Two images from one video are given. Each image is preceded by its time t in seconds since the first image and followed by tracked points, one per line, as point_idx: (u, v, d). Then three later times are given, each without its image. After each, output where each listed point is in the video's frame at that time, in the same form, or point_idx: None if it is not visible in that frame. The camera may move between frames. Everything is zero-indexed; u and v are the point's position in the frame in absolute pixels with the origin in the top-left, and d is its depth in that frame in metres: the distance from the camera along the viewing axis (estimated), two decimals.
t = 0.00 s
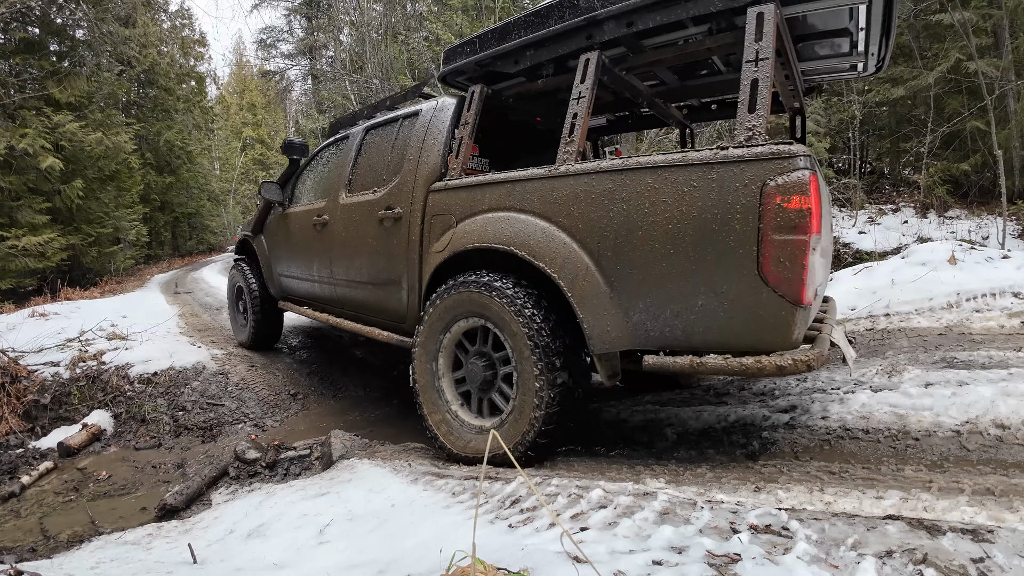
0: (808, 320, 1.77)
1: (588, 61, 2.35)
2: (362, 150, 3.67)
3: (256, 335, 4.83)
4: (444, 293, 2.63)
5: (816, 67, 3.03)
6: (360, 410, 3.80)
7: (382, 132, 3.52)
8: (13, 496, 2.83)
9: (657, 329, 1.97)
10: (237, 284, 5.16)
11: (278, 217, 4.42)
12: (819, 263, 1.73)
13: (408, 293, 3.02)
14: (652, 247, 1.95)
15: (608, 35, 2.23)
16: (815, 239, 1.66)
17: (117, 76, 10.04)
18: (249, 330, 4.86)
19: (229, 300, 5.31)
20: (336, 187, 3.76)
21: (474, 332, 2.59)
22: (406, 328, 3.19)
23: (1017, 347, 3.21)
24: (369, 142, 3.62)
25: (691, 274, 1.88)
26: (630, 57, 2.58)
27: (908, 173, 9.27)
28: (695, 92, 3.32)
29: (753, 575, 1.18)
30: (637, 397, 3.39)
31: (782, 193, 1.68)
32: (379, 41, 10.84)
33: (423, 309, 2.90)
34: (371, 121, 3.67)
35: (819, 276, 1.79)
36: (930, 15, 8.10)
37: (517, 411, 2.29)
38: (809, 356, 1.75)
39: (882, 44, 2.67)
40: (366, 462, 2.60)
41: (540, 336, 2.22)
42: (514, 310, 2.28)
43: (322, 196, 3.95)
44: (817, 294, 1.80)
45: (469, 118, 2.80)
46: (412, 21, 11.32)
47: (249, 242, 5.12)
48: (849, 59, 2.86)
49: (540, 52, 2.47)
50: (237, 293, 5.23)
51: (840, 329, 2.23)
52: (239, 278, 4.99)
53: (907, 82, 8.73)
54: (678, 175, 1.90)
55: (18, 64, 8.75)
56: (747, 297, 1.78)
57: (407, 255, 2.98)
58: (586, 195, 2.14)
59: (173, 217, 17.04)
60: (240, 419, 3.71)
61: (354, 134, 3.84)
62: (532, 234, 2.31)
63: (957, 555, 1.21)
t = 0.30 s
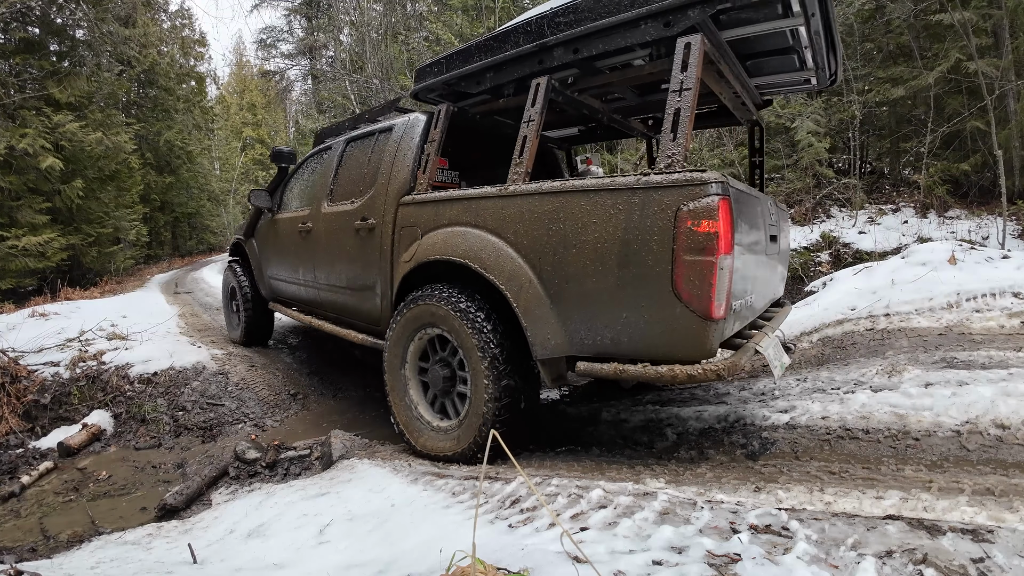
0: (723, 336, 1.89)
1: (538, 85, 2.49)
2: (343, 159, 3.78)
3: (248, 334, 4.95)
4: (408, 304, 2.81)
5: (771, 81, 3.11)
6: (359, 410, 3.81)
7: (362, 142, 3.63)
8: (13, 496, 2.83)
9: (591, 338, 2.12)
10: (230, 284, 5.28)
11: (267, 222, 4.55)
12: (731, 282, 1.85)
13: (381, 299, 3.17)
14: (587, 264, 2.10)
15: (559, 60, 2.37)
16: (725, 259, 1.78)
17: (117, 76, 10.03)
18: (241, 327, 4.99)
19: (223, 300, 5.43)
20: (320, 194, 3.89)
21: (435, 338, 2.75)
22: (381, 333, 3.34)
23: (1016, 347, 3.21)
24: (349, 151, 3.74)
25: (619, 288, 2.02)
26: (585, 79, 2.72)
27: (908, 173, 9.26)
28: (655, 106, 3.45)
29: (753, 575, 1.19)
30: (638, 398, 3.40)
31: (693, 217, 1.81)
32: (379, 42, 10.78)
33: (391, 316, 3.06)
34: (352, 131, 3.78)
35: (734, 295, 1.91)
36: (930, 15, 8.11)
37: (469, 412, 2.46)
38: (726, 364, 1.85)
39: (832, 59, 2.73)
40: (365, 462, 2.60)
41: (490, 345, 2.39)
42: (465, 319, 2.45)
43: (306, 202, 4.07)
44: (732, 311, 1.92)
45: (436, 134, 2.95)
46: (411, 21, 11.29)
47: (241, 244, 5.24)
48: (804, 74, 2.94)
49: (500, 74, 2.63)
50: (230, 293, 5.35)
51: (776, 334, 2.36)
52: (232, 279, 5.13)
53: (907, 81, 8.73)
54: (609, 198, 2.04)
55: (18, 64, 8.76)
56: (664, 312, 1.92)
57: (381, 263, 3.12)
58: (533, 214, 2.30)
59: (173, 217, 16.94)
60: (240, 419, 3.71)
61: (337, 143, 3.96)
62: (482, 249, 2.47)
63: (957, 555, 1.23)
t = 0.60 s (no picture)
0: (657, 347, 2.02)
1: (499, 106, 2.63)
2: (326, 166, 3.85)
3: (239, 332, 5.04)
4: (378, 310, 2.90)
5: (733, 94, 3.07)
6: (358, 410, 3.81)
7: (343, 150, 3.69)
8: (13, 496, 2.83)
9: (545, 347, 2.24)
10: (223, 284, 5.36)
11: (256, 226, 4.64)
12: (661, 299, 1.97)
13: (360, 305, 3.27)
14: (538, 279, 2.22)
15: (518, 82, 2.47)
16: (651, 278, 1.91)
17: (117, 76, 10.03)
18: (235, 325, 5.10)
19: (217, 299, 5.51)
20: (304, 200, 3.97)
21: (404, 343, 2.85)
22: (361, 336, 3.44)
23: (1016, 347, 3.22)
24: (331, 159, 3.81)
25: (566, 302, 2.14)
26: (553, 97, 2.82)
27: (908, 173, 9.26)
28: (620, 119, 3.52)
29: (753, 575, 1.19)
30: (638, 397, 3.40)
31: (625, 239, 1.94)
32: (379, 41, 10.56)
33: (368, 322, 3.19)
34: (334, 138, 3.84)
35: (667, 309, 2.03)
36: (930, 15, 8.14)
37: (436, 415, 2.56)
38: (656, 373, 1.96)
39: (787, 74, 2.71)
40: (365, 462, 2.60)
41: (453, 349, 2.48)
42: (429, 326, 2.55)
43: (292, 207, 4.16)
44: (665, 324, 2.05)
45: (409, 150, 3.08)
46: (412, 21, 11.28)
47: (233, 245, 5.33)
48: (761, 87, 2.92)
49: (466, 93, 2.73)
50: (224, 292, 5.43)
51: (720, 342, 2.45)
52: (225, 279, 5.24)
53: (907, 82, 8.72)
54: (555, 220, 2.17)
55: (18, 64, 8.76)
56: (603, 326, 2.05)
57: (359, 271, 3.21)
58: (490, 230, 2.43)
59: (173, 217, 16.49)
60: (240, 419, 3.71)
61: (321, 149, 4.03)
62: (444, 263, 2.61)
63: (957, 555, 1.25)
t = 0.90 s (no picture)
0: (590, 349, 2.18)
1: (464, 126, 2.74)
2: (312, 172, 3.95)
3: (233, 328, 5.18)
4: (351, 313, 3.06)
5: (688, 114, 3.09)
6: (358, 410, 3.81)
7: (328, 157, 3.79)
8: (13, 496, 2.83)
9: (495, 348, 2.39)
10: (218, 281, 5.48)
11: (248, 227, 4.75)
12: (592, 306, 2.14)
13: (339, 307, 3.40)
14: (490, 285, 2.38)
15: (481, 105, 2.56)
16: (582, 287, 2.08)
17: (117, 76, 10.03)
18: (229, 321, 5.25)
19: (211, 296, 5.63)
20: (291, 204, 4.09)
21: (373, 343, 3.00)
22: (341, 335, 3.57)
23: (1016, 347, 3.22)
24: (317, 165, 3.91)
25: (512, 306, 2.30)
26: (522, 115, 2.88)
27: (908, 173, 9.27)
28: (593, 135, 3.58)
29: (753, 575, 1.19)
30: (638, 398, 3.42)
31: (560, 253, 2.11)
32: (379, 41, 10.64)
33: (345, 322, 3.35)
34: (321, 144, 3.94)
35: (601, 315, 2.19)
36: (930, 15, 8.15)
37: (400, 410, 2.72)
38: (588, 372, 2.16)
39: (739, 98, 2.74)
40: (366, 462, 2.60)
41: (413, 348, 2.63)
42: (391, 328, 2.71)
43: (281, 210, 4.26)
44: (599, 328, 2.20)
45: (386, 162, 3.16)
46: (412, 21, 11.26)
47: (228, 244, 5.45)
48: (714, 108, 2.94)
49: (439, 111, 2.78)
50: (218, 290, 5.55)
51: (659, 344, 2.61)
52: (219, 276, 5.38)
53: (907, 82, 8.71)
54: (505, 233, 2.33)
55: (18, 64, 8.75)
56: (543, 329, 2.21)
57: (339, 274, 3.34)
58: (448, 238, 2.59)
59: (174, 217, 16.52)
60: (240, 419, 3.70)
61: (309, 154, 4.13)
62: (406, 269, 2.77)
63: (957, 555, 1.25)
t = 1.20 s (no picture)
0: (520, 351, 2.38)
1: (419, 142, 2.88)
2: (294, 180, 4.13)
3: (224, 324, 5.36)
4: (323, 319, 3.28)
5: (640, 124, 3.12)
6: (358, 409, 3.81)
7: (308, 166, 3.97)
8: (13, 496, 2.83)
9: (443, 351, 2.57)
10: (211, 280, 5.65)
11: (238, 232, 4.94)
12: (521, 311, 2.33)
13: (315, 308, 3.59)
14: (435, 293, 2.56)
15: (433, 123, 2.69)
16: (509, 294, 2.27)
17: (117, 76, 10.03)
18: (221, 318, 5.43)
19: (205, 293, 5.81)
20: (275, 210, 4.28)
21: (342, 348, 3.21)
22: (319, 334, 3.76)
23: (1017, 347, 3.22)
24: (298, 173, 4.09)
25: (453, 313, 2.48)
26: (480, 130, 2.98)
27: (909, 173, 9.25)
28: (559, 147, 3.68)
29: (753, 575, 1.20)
30: (639, 399, 3.42)
31: (490, 264, 2.29)
32: (379, 42, 10.65)
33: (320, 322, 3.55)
34: (302, 154, 4.12)
35: (531, 319, 2.38)
36: (930, 15, 8.15)
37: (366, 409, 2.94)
38: (518, 372, 2.36)
39: (685, 112, 2.78)
40: (365, 462, 2.60)
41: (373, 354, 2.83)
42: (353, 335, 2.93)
43: (266, 216, 4.45)
44: (530, 332, 2.40)
45: (355, 173, 3.35)
46: (411, 21, 11.24)
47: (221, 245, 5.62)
48: (659, 120, 2.97)
49: (400, 126, 2.91)
50: (211, 288, 5.72)
51: (598, 344, 2.78)
52: (212, 275, 5.55)
53: (907, 82, 8.70)
54: (449, 244, 2.51)
55: (18, 64, 8.74)
56: (479, 333, 2.40)
57: (315, 278, 3.52)
58: (400, 250, 2.77)
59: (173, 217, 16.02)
60: (240, 419, 3.70)
61: (292, 163, 4.31)
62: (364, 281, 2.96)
63: (957, 555, 1.25)
